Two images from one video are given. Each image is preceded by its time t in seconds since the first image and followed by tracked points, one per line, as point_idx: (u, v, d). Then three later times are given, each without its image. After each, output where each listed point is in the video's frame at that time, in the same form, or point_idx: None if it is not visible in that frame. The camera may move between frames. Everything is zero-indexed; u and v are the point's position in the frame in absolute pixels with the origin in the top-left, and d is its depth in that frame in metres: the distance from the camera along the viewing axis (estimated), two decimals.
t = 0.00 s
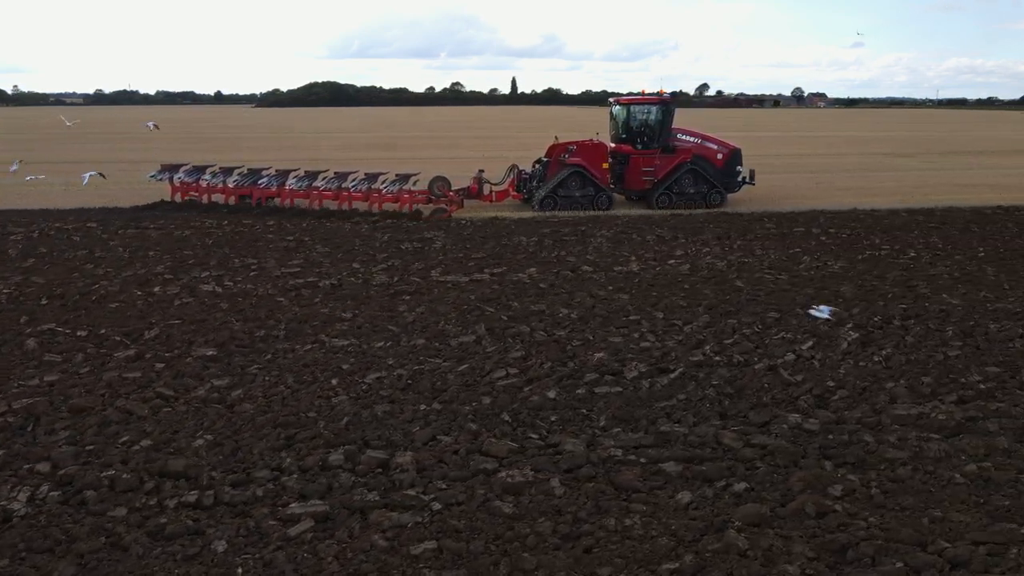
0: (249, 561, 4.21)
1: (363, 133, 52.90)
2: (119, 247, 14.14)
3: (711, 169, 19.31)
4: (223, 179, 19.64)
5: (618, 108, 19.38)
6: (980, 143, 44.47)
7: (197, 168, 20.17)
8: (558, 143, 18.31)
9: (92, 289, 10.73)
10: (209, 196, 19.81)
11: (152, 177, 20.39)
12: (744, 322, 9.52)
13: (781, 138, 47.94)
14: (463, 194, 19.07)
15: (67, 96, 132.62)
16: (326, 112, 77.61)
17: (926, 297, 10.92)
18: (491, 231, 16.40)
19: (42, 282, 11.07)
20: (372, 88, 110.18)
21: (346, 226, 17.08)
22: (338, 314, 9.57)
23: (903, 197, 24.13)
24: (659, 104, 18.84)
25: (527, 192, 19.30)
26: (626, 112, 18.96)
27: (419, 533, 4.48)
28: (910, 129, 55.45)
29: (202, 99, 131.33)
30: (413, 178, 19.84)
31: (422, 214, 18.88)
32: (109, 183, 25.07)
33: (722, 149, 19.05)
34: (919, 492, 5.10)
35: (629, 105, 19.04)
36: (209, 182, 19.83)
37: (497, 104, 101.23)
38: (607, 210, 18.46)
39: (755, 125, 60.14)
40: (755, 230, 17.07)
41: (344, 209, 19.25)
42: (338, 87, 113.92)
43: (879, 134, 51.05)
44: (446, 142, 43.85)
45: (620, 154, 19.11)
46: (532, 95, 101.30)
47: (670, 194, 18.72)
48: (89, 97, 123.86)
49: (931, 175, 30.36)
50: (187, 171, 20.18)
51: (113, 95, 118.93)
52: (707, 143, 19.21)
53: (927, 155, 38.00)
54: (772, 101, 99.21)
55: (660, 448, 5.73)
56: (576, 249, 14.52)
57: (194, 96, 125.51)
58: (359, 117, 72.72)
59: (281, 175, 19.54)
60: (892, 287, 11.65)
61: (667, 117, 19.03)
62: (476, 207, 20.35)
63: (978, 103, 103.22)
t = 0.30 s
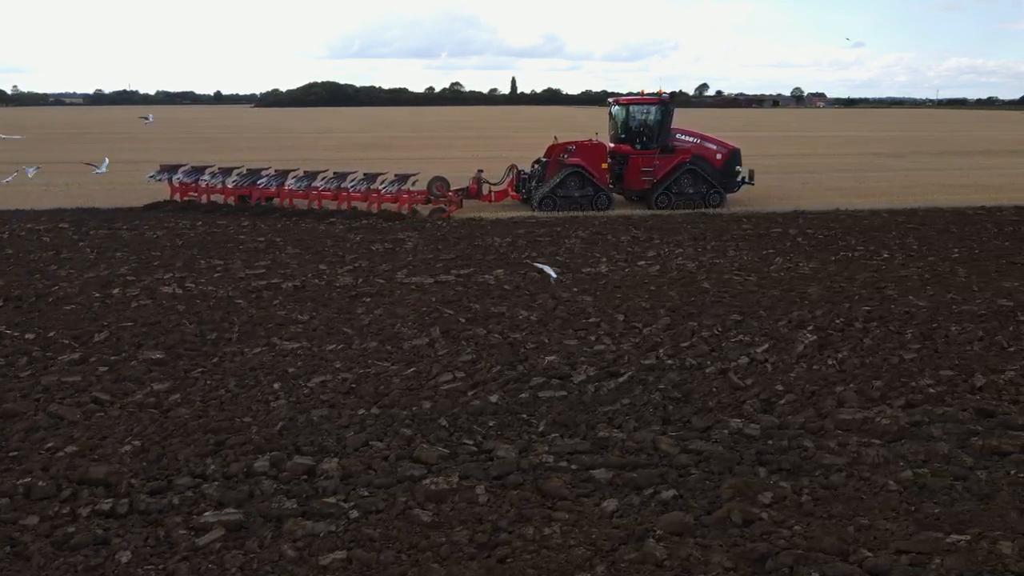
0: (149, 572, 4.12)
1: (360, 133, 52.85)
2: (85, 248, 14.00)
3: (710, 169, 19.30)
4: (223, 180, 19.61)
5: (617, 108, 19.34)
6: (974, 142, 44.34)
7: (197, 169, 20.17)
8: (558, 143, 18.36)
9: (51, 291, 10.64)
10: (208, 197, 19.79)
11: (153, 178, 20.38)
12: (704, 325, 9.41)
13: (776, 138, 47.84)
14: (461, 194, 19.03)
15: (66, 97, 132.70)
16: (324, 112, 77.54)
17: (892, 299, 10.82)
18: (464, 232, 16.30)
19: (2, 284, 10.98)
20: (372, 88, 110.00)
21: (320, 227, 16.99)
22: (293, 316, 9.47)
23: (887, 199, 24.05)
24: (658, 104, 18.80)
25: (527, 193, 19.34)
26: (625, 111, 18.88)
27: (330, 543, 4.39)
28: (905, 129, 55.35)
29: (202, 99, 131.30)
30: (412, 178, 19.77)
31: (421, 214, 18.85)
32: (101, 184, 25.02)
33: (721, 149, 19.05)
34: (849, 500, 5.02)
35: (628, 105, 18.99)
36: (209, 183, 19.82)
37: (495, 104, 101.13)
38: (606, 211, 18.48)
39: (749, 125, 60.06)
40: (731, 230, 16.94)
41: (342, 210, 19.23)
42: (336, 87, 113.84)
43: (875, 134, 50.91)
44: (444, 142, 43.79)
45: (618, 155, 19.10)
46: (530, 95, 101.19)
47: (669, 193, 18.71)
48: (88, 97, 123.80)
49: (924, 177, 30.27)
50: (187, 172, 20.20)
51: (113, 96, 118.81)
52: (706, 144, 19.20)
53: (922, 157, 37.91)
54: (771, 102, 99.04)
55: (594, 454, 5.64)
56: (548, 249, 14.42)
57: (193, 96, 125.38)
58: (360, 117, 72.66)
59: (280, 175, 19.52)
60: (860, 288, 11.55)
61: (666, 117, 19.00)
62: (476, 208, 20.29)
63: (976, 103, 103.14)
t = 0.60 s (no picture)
0: None
1: (358, 133, 52.78)
2: (50, 250, 13.85)
3: (709, 169, 19.30)
4: (221, 180, 19.51)
5: (615, 107, 19.13)
6: (967, 143, 44.26)
7: (196, 169, 20.09)
8: (557, 143, 18.33)
9: (10, 292, 10.53)
10: (207, 197, 19.69)
11: (152, 178, 20.29)
12: (663, 327, 9.31)
13: (771, 138, 47.75)
14: (461, 194, 18.94)
15: (65, 96, 132.60)
16: (323, 112, 77.44)
17: (857, 301, 10.73)
18: (437, 233, 16.21)
19: None
20: (371, 87, 109.89)
21: (291, 228, 16.88)
22: (247, 319, 9.36)
23: (871, 200, 23.95)
24: (658, 105, 18.66)
25: (526, 193, 19.32)
26: (625, 112, 18.72)
27: (236, 553, 4.31)
28: (899, 130, 55.16)
29: (202, 100, 131.30)
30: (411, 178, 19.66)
31: (420, 214, 18.76)
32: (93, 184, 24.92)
33: (720, 149, 19.05)
34: (777, 507, 4.94)
35: (627, 105, 18.82)
36: (207, 183, 19.72)
37: (493, 104, 101.07)
38: (605, 211, 18.47)
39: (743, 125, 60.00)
40: (708, 231, 16.81)
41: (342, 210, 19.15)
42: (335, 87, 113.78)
43: (870, 135, 50.77)
44: (442, 142, 43.74)
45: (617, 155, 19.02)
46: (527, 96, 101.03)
47: (668, 193, 18.70)
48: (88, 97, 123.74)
49: (915, 180, 30.18)
50: (185, 173, 20.11)
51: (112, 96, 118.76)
52: (704, 144, 19.20)
53: (917, 158, 37.85)
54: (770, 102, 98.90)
55: (526, 460, 5.55)
56: (520, 249, 14.32)
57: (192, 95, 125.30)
58: (359, 117, 72.60)
59: (280, 175, 19.44)
60: (827, 289, 11.45)
61: (665, 117, 18.87)
62: (477, 207, 20.24)
63: (972, 103, 103.22)
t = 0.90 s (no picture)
0: None
1: (355, 133, 52.71)
2: (18, 251, 13.74)
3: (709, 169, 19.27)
4: (221, 180, 19.48)
5: (616, 108, 19.11)
6: (960, 143, 44.18)
7: (194, 169, 20.05)
8: (557, 144, 18.22)
9: None
10: (206, 197, 19.64)
11: (150, 178, 20.22)
12: (623, 329, 9.21)
13: (763, 138, 47.63)
14: (460, 195, 19.00)
15: (63, 97, 132.56)
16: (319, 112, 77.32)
17: (823, 304, 10.62)
18: (412, 234, 16.12)
19: None
20: (370, 87, 109.75)
21: (267, 228, 16.81)
22: (203, 321, 9.27)
23: (858, 201, 23.86)
24: (658, 105, 18.65)
25: (525, 192, 19.28)
26: (624, 112, 18.73)
27: (142, 565, 4.23)
28: (893, 129, 55.03)
29: (200, 99, 131.21)
30: (410, 179, 19.62)
31: (420, 214, 18.81)
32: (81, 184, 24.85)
33: (720, 149, 19.03)
34: (705, 516, 4.85)
35: (627, 105, 18.80)
36: (207, 183, 19.67)
37: (491, 104, 100.97)
38: (605, 211, 18.43)
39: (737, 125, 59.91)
40: (684, 232, 16.70)
41: (341, 210, 19.14)
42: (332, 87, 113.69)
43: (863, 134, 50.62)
44: (439, 142, 43.63)
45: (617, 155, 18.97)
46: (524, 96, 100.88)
47: (668, 193, 18.67)
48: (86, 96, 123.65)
49: (907, 181, 30.08)
50: (184, 173, 20.08)
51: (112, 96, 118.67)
52: (704, 144, 19.17)
53: (910, 159, 37.75)
54: (769, 102, 98.71)
55: (457, 467, 5.46)
56: (493, 250, 14.23)
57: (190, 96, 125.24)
58: (358, 117, 72.54)
59: (280, 175, 19.42)
60: (794, 291, 11.33)
61: (665, 117, 18.84)
62: (476, 207, 20.29)
63: (969, 103, 103.17)
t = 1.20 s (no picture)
0: None
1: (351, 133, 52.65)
2: None
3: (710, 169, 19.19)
4: (221, 181, 19.48)
5: (616, 108, 19.02)
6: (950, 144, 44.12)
7: (194, 170, 20.01)
8: (557, 144, 18.20)
9: None
10: (206, 198, 19.60)
11: (150, 178, 20.16)
12: (584, 332, 9.10)
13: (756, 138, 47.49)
14: (460, 195, 18.88)
15: (62, 97, 132.62)
16: (317, 111, 77.28)
17: (788, 306, 10.51)
18: (387, 235, 16.00)
19: None
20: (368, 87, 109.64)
21: (242, 228, 16.70)
22: (158, 324, 9.16)
23: (846, 202, 23.73)
24: (658, 105, 18.54)
25: (525, 193, 19.24)
26: (624, 112, 18.64)
27: None
28: (887, 129, 54.86)
29: (200, 99, 131.19)
30: (411, 180, 19.49)
31: (421, 214, 18.71)
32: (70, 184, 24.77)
33: (720, 149, 18.94)
34: (633, 525, 4.75)
35: (627, 105, 18.70)
36: (207, 184, 19.62)
37: (487, 104, 100.88)
38: (605, 211, 18.35)
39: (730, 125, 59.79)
40: (662, 232, 16.58)
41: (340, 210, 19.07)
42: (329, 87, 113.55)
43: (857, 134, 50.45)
44: (434, 141, 43.52)
45: (617, 155, 18.92)
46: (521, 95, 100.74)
47: (669, 194, 18.57)
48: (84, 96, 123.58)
49: (899, 181, 29.96)
50: (184, 173, 20.05)
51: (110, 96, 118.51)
52: (704, 144, 19.08)
53: (903, 159, 37.65)
54: (767, 100, 98.53)
55: (389, 474, 5.36)
56: (465, 251, 14.12)
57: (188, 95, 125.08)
58: (358, 116, 72.48)
59: (280, 175, 19.40)
60: (762, 293, 11.22)
61: (665, 117, 18.73)
62: (477, 207, 20.19)
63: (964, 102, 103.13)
